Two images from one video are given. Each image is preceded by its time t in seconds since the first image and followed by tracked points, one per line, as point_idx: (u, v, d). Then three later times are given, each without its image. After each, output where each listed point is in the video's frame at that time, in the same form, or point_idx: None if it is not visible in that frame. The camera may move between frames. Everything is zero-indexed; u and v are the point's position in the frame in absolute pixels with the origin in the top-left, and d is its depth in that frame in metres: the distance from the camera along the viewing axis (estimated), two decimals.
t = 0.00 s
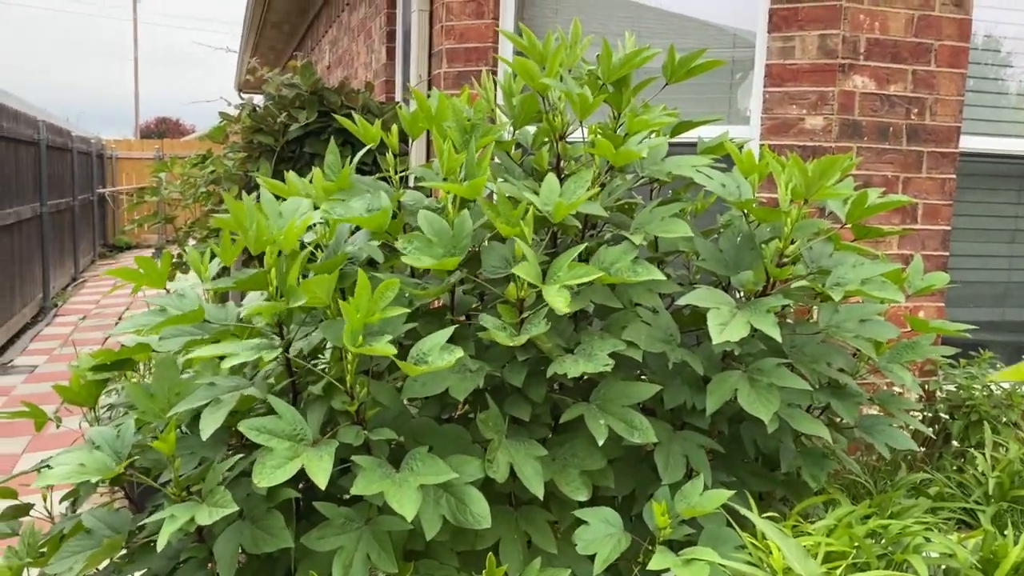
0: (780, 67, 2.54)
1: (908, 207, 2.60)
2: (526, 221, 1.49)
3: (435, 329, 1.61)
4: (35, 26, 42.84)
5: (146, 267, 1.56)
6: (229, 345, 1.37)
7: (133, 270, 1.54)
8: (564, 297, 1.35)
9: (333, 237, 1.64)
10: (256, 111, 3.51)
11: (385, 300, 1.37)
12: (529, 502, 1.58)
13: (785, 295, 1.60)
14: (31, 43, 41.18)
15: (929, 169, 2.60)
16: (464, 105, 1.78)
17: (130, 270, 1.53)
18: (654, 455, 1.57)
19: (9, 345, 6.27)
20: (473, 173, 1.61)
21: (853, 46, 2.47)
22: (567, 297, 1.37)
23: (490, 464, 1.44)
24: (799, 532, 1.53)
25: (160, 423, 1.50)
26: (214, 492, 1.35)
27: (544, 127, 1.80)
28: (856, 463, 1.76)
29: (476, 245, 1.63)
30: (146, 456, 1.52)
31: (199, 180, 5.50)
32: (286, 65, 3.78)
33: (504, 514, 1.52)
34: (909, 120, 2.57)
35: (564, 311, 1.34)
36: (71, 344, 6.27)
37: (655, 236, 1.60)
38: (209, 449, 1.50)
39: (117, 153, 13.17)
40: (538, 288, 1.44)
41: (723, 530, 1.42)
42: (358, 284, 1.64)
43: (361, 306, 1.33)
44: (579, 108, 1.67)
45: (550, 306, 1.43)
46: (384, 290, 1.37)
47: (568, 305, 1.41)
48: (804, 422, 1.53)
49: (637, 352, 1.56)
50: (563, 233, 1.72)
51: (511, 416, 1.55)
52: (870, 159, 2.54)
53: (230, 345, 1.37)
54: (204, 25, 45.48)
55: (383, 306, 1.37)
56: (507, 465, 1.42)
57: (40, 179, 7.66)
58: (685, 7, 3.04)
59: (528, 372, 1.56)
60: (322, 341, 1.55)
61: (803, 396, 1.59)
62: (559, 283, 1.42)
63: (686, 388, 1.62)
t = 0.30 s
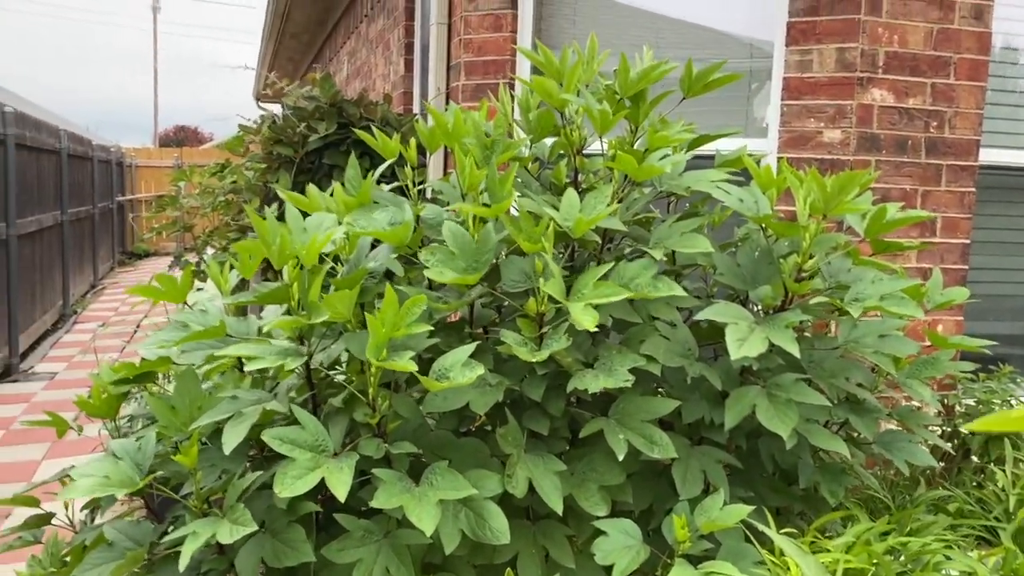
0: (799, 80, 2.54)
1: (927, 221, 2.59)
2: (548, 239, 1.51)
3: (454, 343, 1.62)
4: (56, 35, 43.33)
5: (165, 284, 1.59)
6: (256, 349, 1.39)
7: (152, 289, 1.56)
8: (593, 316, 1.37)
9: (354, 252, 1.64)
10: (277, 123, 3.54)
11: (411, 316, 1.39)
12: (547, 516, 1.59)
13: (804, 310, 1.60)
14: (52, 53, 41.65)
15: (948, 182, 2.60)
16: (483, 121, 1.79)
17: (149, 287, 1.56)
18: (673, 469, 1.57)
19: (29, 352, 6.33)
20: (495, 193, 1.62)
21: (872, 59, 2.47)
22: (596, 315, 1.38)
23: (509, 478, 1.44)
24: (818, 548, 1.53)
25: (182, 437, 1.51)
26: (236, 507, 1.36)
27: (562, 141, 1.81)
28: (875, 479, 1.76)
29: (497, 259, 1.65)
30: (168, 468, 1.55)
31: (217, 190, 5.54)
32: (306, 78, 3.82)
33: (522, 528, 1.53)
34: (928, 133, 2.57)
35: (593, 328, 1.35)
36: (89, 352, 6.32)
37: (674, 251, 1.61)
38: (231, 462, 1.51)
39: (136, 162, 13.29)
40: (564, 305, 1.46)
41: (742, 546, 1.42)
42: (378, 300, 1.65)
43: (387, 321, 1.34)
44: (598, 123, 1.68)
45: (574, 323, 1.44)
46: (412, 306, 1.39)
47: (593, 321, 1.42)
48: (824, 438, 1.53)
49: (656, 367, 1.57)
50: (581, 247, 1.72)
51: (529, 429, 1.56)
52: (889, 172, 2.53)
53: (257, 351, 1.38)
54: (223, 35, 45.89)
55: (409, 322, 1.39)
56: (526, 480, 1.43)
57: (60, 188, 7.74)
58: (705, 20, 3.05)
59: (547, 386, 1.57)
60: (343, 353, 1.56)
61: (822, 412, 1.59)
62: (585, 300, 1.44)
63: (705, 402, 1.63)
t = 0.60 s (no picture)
0: (818, 102, 2.54)
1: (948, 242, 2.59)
2: (568, 264, 1.52)
3: (476, 368, 1.63)
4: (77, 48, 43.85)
5: (195, 305, 1.60)
6: (279, 386, 1.41)
7: (184, 309, 1.58)
8: (611, 343, 1.38)
9: (376, 275, 1.65)
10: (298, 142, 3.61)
11: (431, 341, 1.41)
12: (568, 541, 1.60)
13: (826, 337, 1.60)
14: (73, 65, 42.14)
15: (968, 203, 2.60)
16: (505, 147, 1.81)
17: (180, 306, 1.57)
18: (694, 495, 1.58)
19: (51, 365, 6.39)
20: (520, 218, 1.64)
21: (891, 80, 2.47)
22: (614, 342, 1.39)
23: (531, 504, 1.46)
24: None
25: (207, 460, 1.54)
26: (263, 531, 1.38)
27: (582, 165, 1.82)
28: (896, 503, 1.76)
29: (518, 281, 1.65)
30: (190, 489, 1.56)
31: (237, 205, 5.59)
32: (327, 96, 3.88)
33: (544, 553, 1.54)
34: (948, 154, 2.56)
35: (610, 356, 1.36)
36: (111, 364, 6.38)
37: (696, 276, 1.62)
38: (256, 485, 1.53)
39: (156, 174, 13.41)
40: (583, 331, 1.46)
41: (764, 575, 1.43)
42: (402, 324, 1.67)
43: (412, 348, 1.37)
44: (619, 150, 1.69)
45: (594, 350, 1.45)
46: (430, 331, 1.40)
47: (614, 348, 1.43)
48: (846, 466, 1.54)
49: (678, 393, 1.58)
50: (602, 271, 1.73)
51: (550, 455, 1.57)
52: (909, 194, 2.54)
53: (281, 388, 1.40)
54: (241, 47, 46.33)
55: (429, 347, 1.41)
56: (548, 506, 1.44)
57: (83, 202, 7.82)
58: (730, 36, 3.08)
59: (569, 412, 1.58)
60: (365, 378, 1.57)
61: (843, 439, 1.60)
62: (604, 326, 1.45)
63: (726, 428, 1.63)
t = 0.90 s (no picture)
0: (840, 123, 2.60)
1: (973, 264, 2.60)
2: (590, 292, 1.51)
3: (498, 395, 1.62)
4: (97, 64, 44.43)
5: (218, 333, 1.61)
6: (302, 400, 1.40)
7: (208, 339, 1.59)
8: (635, 371, 1.35)
9: (398, 302, 1.65)
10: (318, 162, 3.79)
11: (455, 370, 1.38)
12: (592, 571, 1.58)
13: (852, 365, 1.58)
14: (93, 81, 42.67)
15: (994, 225, 2.61)
16: (526, 174, 1.81)
17: (205, 337, 1.58)
18: (719, 525, 1.56)
19: (70, 381, 6.42)
20: (535, 245, 1.62)
21: (915, 102, 2.53)
22: (638, 371, 1.36)
23: (555, 535, 1.44)
24: None
25: (234, 488, 1.53)
26: (289, 567, 1.38)
27: (604, 191, 1.82)
28: (924, 533, 1.73)
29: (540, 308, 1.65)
30: (216, 514, 1.56)
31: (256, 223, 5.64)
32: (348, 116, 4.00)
33: None
34: (973, 175, 2.60)
35: (634, 385, 1.34)
36: (129, 381, 6.41)
37: (720, 304, 1.61)
38: (279, 513, 1.51)
39: (174, 191, 13.53)
40: (605, 361, 1.45)
41: None
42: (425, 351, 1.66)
43: (434, 376, 1.35)
44: (641, 177, 1.68)
45: (616, 379, 1.43)
46: (457, 359, 1.39)
47: (636, 378, 1.41)
48: (873, 496, 1.52)
49: (702, 423, 1.56)
50: (624, 297, 1.72)
51: (573, 484, 1.55)
52: (933, 216, 2.56)
53: (307, 403, 1.40)
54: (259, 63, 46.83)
55: (454, 375, 1.38)
56: (572, 537, 1.43)
57: (103, 219, 7.90)
58: (755, 53, 3.11)
59: (593, 440, 1.56)
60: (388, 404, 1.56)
61: (870, 468, 1.57)
62: (626, 356, 1.43)
63: (752, 456, 1.61)
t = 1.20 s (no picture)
0: (856, 144, 2.68)
1: (991, 283, 2.68)
2: (604, 319, 1.50)
3: (512, 421, 1.61)
4: (114, 83, 44.96)
5: (234, 357, 1.61)
6: (316, 439, 1.39)
7: (223, 361, 1.59)
8: (649, 400, 1.34)
9: (412, 328, 1.65)
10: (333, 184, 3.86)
11: (470, 399, 1.38)
12: None
13: (870, 392, 1.55)
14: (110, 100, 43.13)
15: (1012, 247, 2.70)
16: (541, 199, 1.81)
17: (218, 360, 1.58)
18: (737, 554, 1.54)
19: (87, 400, 6.46)
20: (548, 269, 1.63)
21: (932, 123, 2.61)
22: (652, 400, 1.35)
23: (571, 565, 1.43)
24: None
25: (246, 516, 1.53)
26: None
27: (618, 215, 1.82)
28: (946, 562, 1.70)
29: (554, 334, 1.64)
30: (228, 542, 1.56)
31: (272, 242, 5.67)
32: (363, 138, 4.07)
33: None
34: (991, 196, 2.68)
35: (648, 415, 1.32)
36: (145, 400, 6.42)
37: (737, 330, 1.59)
38: (292, 541, 1.51)
39: (190, 209, 13.61)
40: (620, 389, 1.44)
41: None
42: (438, 377, 1.65)
43: (449, 407, 1.34)
44: (656, 203, 1.68)
45: (631, 407, 1.42)
46: (470, 389, 1.38)
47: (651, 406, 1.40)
48: (894, 525, 1.49)
49: (719, 450, 1.54)
50: (639, 323, 1.71)
51: (589, 512, 1.54)
52: (952, 237, 2.64)
53: (318, 441, 1.38)
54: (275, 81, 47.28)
55: (468, 405, 1.38)
56: (588, 566, 1.41)
57: (120, 237, 7.96)
58: (769, 70, 3.13)
59: (608, 468, 1.55)
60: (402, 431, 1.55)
61: (890, 497, 1.55)
62: (641, 384, 1.42)
63: (770, 484, 1.60)
